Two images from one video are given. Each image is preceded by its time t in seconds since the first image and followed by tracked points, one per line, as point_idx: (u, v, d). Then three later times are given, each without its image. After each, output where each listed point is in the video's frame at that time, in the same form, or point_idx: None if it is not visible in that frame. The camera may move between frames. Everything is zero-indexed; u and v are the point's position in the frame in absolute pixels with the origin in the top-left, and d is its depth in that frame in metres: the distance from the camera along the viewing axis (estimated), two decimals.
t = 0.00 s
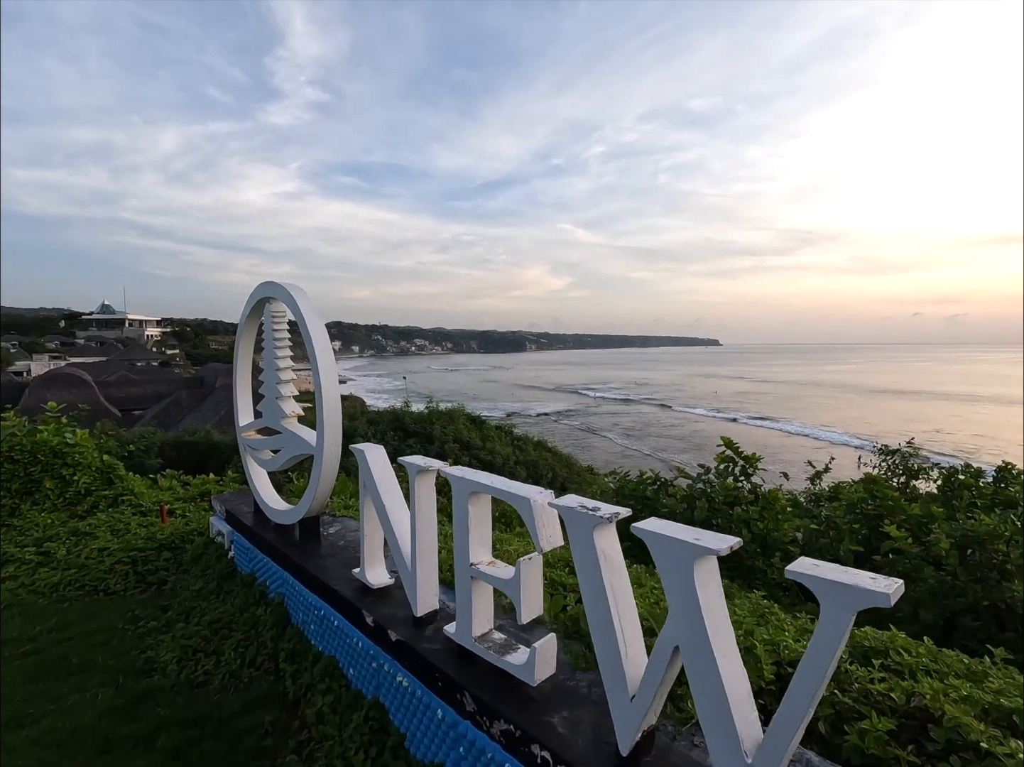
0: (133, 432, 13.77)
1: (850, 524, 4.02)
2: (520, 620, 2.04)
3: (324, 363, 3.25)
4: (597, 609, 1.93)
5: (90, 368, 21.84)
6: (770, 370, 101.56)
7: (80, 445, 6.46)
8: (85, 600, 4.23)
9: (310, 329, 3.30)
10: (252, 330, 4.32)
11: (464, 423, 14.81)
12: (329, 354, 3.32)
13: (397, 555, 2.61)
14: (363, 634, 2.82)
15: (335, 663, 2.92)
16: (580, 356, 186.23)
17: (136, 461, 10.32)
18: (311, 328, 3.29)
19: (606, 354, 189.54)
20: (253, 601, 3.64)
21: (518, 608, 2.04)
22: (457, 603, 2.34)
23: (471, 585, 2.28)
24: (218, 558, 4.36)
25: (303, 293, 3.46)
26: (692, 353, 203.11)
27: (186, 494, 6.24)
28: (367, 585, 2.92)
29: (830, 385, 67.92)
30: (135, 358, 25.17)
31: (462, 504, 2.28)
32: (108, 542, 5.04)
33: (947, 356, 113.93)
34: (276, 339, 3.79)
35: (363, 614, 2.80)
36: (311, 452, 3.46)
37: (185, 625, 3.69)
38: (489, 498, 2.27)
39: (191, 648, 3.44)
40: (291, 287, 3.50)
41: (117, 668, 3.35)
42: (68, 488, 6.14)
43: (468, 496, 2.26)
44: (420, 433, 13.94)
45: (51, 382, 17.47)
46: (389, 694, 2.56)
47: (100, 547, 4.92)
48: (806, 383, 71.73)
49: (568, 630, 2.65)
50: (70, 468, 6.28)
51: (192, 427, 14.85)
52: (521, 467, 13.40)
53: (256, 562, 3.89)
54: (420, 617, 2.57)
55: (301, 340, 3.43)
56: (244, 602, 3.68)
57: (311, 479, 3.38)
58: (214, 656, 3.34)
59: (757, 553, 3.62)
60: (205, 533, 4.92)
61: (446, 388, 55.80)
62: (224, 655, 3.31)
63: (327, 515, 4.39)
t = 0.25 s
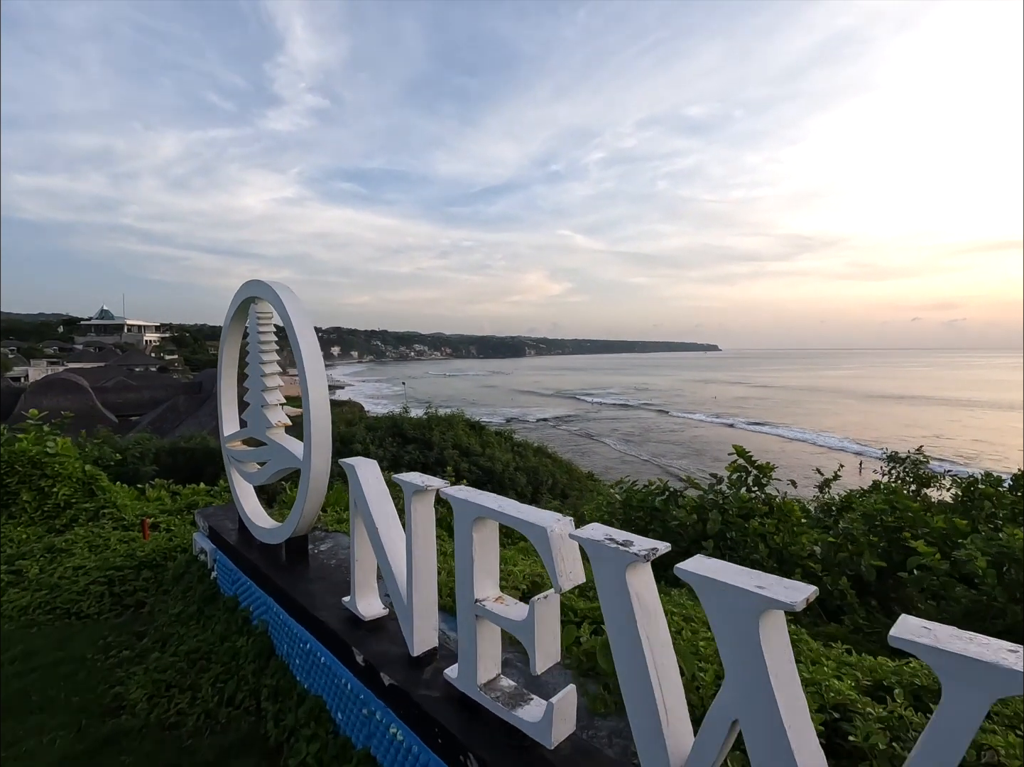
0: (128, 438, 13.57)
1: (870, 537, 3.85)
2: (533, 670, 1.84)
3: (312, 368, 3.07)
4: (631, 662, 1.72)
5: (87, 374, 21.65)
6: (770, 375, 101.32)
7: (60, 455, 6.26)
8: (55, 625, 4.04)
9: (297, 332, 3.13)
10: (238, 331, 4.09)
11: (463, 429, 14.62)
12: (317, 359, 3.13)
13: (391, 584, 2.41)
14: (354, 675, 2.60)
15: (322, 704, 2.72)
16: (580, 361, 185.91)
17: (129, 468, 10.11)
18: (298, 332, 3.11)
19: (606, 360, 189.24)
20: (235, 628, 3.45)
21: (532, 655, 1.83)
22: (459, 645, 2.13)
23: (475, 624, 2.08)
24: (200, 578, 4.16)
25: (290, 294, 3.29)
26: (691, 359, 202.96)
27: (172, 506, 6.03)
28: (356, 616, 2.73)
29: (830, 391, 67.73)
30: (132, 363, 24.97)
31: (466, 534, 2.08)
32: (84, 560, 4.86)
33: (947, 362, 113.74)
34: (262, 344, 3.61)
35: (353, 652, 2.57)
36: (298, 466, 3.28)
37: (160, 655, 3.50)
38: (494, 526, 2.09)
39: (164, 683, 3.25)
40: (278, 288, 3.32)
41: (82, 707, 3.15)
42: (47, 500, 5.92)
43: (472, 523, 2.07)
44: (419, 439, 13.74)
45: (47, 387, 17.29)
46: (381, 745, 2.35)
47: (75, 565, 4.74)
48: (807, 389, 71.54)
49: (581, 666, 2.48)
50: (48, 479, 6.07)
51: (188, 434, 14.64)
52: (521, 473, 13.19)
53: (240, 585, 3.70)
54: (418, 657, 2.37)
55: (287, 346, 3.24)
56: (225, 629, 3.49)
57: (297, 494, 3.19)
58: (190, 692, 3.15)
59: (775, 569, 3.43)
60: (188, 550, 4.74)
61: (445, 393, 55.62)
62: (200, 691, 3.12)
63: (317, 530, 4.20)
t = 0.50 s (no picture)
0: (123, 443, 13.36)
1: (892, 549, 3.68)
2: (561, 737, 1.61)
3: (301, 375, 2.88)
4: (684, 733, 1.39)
5: (85, 377, 21.48)
6: (768, 378, 101.36)
7: (42, 463, 6.07)
8: (24, 650, 3.88)
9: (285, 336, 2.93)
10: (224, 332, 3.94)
11: (463, 433, 14.45)
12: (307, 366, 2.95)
13: (388, 620, 2.22)
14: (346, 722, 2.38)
15: (310, 752, 2.50)
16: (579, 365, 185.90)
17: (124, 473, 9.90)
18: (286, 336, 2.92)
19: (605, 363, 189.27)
20: (217, 659, 3.26)
21: (557, 719, 1.60)
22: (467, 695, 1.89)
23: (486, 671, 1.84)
24: (182, 598, 3.98)
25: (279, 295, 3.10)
26: (690, 362, 202.90)
27: (158, 518, 5.82)
28: (350, 651, 2.53)
29: (829, 394, 67.69)
30: (130, 367, 24.80)
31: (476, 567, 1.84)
32: (59, 577, 4.67)
33: (947, 365, 113.70)
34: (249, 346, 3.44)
35: (343, 695, 2.33)
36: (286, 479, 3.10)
37: (134, 688, 3.32)
38: (508, 557, 1.85)
39: (135, 721, 3.07)
40: (265, 283, 3.12)
41: (43, 751, 2.97)
42: (26, 510, 5.72)
43: (483, 554, 1.82)
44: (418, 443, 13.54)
45: (45, 391, 17.11)
46: None
47: (49, 582, 4.56)
48: (807, 392, 71.45)
49: (600, 706, 2.32)
50: (28, 488, 5.87)
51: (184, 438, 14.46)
52: (521, 477, 13.01)
53: (224, 609, 3.50)
54: (417, 704, 2.16)
55: (275, 350, 3.05)
56: (205, 659, 3.30)
57: (286, 510, 3.01)
58: (163, 731, 2.96)
59: (794, 583, 3.26)
60: (171, 566, 4.56)
61: (445, 397, 55.50)
62: (174, 731, 2.93)
63: (309, 547, 4.03)
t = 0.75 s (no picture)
0: (117, 446, 13.17)
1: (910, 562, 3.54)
2: None
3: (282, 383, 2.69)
4: None
5: (80, 379, 21.23)
6: (766, 380, 101.33)
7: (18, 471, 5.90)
8: None
9: (266, 340, 2.75)
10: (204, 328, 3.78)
11: (461, 435, 14.26)
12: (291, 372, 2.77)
13: (380, 665, 2.04)
14: None
15: None
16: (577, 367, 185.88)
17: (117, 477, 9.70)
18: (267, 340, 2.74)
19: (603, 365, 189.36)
20: (190, 693, 3.08)
21: None
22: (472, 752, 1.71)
23: (491, 733, 1.64)
24: (158, 621, 3.83)
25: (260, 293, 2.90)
26: (688, 364, 202.98)
27: (141, 529, 5.62)
28: (333, 694, 2.35)
29: (828, 396, 67.58)
30: (126, 369, 24.58)
31: (482, 612, 1.63)
32: (29, 595, 4.52)
33: (945, 366, 113.82)
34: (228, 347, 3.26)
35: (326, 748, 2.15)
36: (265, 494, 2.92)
37: (101, 723, 3.17)
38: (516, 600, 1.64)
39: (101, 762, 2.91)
40: (245, 280, 2.93)
41: None
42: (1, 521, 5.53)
43: (490, 597, 1.62)
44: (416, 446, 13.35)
45: (39, 393, 16.86)
46: None
47: (19, 601, 4.41)
48: (805, 394, 71.38)
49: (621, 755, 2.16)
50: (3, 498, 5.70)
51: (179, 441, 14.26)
52: (520, 480, 12.83)
53: (201, 636, 3.33)
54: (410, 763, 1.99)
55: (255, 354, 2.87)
56: (178, 692, 3.12)
57: (265, 526, 2.84)
58: None
59: (812, 597, 3.08)
60: (149, 583, 4.42)
61: (443, 398, 55.32)
62: None
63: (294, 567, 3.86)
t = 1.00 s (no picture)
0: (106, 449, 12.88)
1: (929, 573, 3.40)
2: None
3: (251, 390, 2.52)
4: None
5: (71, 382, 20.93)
6: (760, 383, 101.57)
7: None
8: None
9: (235, 343, 2.57)
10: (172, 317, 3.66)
11: (457, 438, 14.07)
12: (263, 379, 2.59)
13: (359, 722, 1.84)
14: None
15: None
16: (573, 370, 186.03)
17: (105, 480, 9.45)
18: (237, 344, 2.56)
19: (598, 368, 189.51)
20: (151, 731, 2.88)
21: None
22: None
23: None
24: (122, 646, 3.64)
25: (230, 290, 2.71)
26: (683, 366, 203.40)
27: (114, 542, 5.38)
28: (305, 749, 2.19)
29: (823, 399, 67.70)
30: (119, 371, 24.28)
31: (483, 676, 1.38)
32: None
33: (941, 369, 114.08)
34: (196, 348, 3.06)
35: None
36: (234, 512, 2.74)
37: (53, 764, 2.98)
38: (519, 658, 1.39)
39: None
40: (216, 270, 2.76)
41: None
42: None
43: (490, 654, 1.37)
44: (412, 449, 13.16)
45: (29, 396, 16.54)
46: None
47: None
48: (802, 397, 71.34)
49: None
50: None
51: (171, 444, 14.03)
52: (516, 484, 12.65)
53: (166, 667, 3.13)
54: None
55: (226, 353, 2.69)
56: (137, 730, 2.92)
57: (234, 546, 2.65)
58: None
59: (831, 612, 2.91)
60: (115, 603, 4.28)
61: (439, 401, 55.02)
62: None
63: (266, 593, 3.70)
